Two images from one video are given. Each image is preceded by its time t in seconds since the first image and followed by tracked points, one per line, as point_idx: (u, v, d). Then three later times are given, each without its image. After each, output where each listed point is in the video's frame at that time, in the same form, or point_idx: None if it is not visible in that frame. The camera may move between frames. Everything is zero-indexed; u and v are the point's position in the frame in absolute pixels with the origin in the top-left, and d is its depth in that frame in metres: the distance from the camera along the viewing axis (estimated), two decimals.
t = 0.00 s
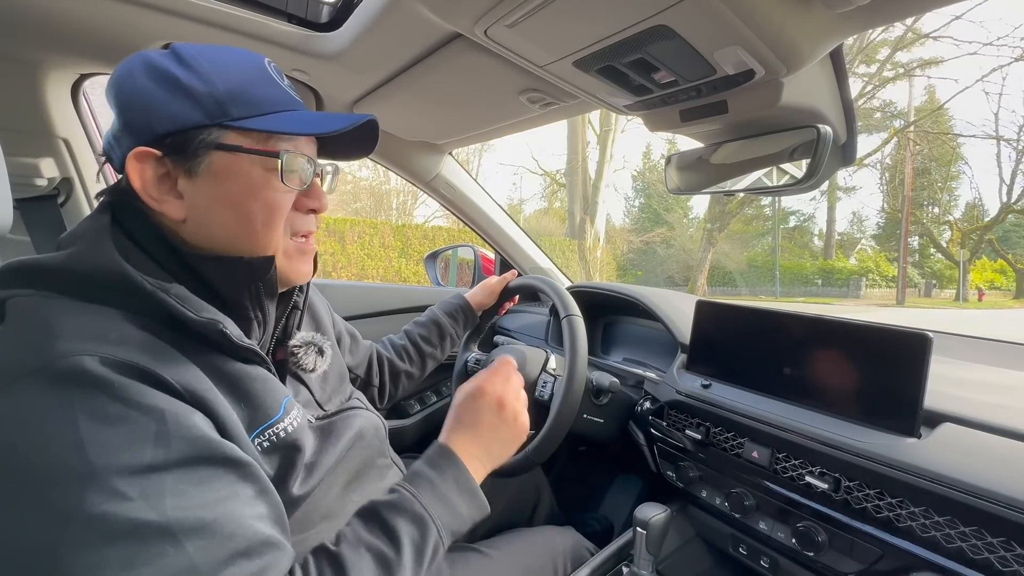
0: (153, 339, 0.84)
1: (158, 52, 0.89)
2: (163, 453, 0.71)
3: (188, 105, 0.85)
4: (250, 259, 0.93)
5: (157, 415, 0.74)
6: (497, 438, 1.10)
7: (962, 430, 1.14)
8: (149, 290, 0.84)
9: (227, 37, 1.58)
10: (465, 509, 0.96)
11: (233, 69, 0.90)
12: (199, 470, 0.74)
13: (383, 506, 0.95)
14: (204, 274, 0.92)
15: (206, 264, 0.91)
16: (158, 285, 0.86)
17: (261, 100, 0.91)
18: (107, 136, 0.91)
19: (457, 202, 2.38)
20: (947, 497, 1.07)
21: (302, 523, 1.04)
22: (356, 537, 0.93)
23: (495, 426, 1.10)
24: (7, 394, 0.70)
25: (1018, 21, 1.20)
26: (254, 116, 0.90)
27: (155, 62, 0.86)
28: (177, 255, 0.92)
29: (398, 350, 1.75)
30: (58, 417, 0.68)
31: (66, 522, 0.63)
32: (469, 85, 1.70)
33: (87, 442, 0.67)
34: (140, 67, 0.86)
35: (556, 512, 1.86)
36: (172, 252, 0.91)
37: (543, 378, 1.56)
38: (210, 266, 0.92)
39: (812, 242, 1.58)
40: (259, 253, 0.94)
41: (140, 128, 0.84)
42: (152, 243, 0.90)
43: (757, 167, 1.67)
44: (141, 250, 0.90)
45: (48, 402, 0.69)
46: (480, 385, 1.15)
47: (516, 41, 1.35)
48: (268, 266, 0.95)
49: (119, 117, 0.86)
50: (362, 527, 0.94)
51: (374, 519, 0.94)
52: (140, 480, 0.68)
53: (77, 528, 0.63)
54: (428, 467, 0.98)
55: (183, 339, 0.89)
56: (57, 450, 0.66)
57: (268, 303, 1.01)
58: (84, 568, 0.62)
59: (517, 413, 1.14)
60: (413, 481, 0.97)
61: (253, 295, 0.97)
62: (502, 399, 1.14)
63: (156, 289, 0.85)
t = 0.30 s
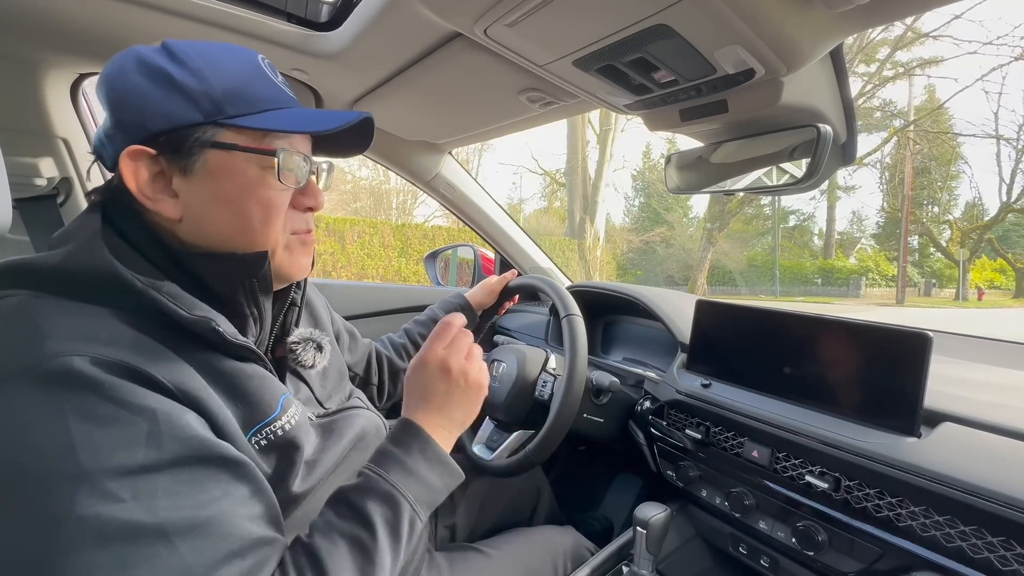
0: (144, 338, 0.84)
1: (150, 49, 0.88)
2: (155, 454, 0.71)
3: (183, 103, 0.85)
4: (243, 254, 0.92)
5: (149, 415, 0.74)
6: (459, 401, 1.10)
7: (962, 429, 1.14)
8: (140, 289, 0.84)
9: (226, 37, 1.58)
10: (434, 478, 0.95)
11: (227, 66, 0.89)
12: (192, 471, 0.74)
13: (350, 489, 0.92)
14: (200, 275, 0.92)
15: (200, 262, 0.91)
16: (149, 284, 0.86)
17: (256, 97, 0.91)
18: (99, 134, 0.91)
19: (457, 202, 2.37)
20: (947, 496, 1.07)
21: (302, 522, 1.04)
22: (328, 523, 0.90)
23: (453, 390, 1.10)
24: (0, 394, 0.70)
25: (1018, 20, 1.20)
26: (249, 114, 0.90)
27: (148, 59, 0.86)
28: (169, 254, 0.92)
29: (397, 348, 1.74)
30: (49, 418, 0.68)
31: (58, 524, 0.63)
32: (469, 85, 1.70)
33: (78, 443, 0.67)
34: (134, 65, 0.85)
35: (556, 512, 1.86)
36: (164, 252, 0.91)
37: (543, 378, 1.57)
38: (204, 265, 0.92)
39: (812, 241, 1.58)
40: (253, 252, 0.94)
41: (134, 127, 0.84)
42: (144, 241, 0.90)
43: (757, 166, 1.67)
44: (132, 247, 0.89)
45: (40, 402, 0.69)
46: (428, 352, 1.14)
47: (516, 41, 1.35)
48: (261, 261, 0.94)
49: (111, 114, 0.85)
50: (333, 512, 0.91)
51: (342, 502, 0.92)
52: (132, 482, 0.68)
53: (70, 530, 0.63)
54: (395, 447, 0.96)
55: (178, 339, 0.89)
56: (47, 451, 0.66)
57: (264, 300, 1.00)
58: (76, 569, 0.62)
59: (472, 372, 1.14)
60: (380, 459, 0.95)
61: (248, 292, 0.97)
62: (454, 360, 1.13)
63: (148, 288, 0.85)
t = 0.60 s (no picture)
0: (147, 334, 0.83)
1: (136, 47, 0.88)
2: (168, 446, 0.72)
3: (177, 96, 0.85)
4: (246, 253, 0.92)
5: (160, 409, 0.74)
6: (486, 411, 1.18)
7: (961, 429, 1.14)
8: (146, 285, 0.84)
9: (225, 36, 1.58)
10: (459, 491, 1.01)
11: (217, 58, 0.90)
12: (205, 462, 0.74)
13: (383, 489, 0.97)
14: (202, 274, 0.92)
15: (199, 257, 0.91)
16: (153, 280, 0.86)
17: (248, 89, 0.92)
18: (92, 134, 0.91)
19: (457, 202, 2.38)
20: (946, 495, 1.07)
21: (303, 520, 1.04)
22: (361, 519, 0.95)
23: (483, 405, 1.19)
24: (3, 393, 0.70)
25: (1018, 19, 1.20)
26: (244, 104, 0.91)
27: (138, 56, 0.86)
28: (173, 251, 0.91)
29: (397, 348, 1.75)
30: (60, 412, 0.68)
31: (76, 515, 0.64)
32: (469, 84, 1.70)
33: (90, 436, 0.67)
34: (124, 62, 0.85)
35: (556, 511, 1.86)
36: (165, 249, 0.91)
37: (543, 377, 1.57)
38: (204, 261, 0.91)
39: (812, 241, 1.59)
40: (253, 240, 0.95)
41: (129, 123, 0.84)
42: (146, 238, 0.89)
43: (757, 165, 1.67)
44: (135, 245, 0.89)
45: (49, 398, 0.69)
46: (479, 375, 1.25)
47: (515, 40, 1.35)
48: (264, 258, 0.94)
49: (106, 112, 0.85)
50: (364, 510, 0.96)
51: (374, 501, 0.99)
52: (147, 473, 0.68)
53: (88, 521, 0.63)
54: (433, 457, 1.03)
55: (179, 339, 0.89)
56: (59, 445, 0.66)
57: (264, 298, 1.01)
58: (97, 560, 0.62)
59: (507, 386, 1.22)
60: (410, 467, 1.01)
61: (250, 289, 0.97)
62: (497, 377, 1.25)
63: (154, 284, 0.85)
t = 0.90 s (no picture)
0: (141, 330, 0.83)
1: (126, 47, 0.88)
2: (170, 439, 0.72)
3: (166, 95, 0.85)
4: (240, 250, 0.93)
5: (161, 403, 0.74)
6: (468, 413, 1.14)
7: (961, 428, 1.14)
8: (141, 283, 0.84)
9: (224, 36, 1.58)
10: (452, 488, 0.99)
11: (206, 57, 0.89)
12: (207, 455, 0.75)
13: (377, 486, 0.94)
14: (200, 272, 0.93)
15: (196, 256, 0.91)
16: (149, 278, 0.86)
17: (238, 88, 0.91)
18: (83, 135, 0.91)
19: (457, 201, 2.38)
20: (945, 495, 1.07)
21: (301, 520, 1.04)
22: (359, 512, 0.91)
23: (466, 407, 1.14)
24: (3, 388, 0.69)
25: (1018, 17, 1.20)
26: (233, 104, 0.90)
27: (128, 56, 0.86)
28: (168, 250, 0.91)
29: (395, 347, 1.74)
30: (63, 405, 0.69)
31: (79, 507, 0.64)
32: (469, 83, 1.70)
33: (94, 429, 0.68)
34: (114, 62, 0.85)
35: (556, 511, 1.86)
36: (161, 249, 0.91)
37: (542, 377, 1.57)
38: (201, 260, 0.92)
39: (812, 240, 1.59)
40: (245, 240, 0.95)
41: (119, 122, 0.84)
42: (142, 238, 0.89)
43: (756, 164, 1.66)
44: (132, 246, 0.89)
45: (52, 391, 0.69)
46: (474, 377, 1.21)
47: (514, 39, 1.35)
48: (259, 257, 0.95)
49: (96, 112, 0.85)
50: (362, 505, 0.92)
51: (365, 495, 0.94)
52: (150, 466, 0.69)
53: (93, 513, 0.64)
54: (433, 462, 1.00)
55: (177, 338, 0.89)
56: (63, 438, 0.67)
57: (260, 297, 1.01)
58: (100, 551, 0.64)
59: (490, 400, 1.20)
60: (404, 468, 0.98)
61: (245, 287, 0.97)
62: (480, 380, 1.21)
63: (150, 282, 0.85)
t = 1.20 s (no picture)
0: (145, 339, 0.84)
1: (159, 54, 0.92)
2: (143, 461, 0.71)
3: (167, 100, 0.87)
4: (242, 256, 0.93)
5: (141, 422, 0.74)
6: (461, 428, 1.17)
7: (962, 426, 1.14)
8: (140, 287, 0.84)
9: (223, 36, 1.58)
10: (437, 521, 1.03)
11: (213, 63, 0.91)
12: (178, 480, 0.74)
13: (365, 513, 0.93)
14: (200, 274, 0.93)
15: (197, 259, 0.91)
16: (149, 282, 0.86)
17: (238, 94, 0.91)
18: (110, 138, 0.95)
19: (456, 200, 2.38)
20: (945, 493, 1.07)
21: (302, 520, 1.04)
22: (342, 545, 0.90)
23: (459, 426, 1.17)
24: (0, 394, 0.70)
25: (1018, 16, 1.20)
26: (228, 109, 0.90)
27: (144, 62, 0.89)
28: (171, 254, 0.91)
29: (395, 347, 1.74)
30: (42, 421, 0.69)
31: (40, 531, 0.63)
32: (469, 83, 1.70)
33: (68, 446, 0.68)
34: (132, 67, 0.89)
35: (556, 511, 1.86)
36: (163, 251, 0.91)
37: (542, 377, 1.57)
38: (202, 264, 0.92)
39: (811, 239, 1.59)
40: (231, 251, 0.92)
41: (130, 126, 0.88)
42: (145, 239, 0.90)
43: (756, 163, 1.66)
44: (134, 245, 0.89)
45: (37, 401, 0.70)
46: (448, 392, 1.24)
47: (514, 39, 1.35)
48: (261, 264, 0.95)
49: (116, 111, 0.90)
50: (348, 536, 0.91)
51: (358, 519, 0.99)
52: (117, 488, 0.68)
53: (50, 537, 0.63)
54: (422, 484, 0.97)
55: (174, 341, 0.89)
56: (37, 453, 0.67)
57: (264, 302, 1.01)
58: None
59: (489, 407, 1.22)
60: (392, 494, 1.04)
61: (249, 294, 0.97)
62: (460, 389, 1.23)
63: (150, 286, 0.85)
